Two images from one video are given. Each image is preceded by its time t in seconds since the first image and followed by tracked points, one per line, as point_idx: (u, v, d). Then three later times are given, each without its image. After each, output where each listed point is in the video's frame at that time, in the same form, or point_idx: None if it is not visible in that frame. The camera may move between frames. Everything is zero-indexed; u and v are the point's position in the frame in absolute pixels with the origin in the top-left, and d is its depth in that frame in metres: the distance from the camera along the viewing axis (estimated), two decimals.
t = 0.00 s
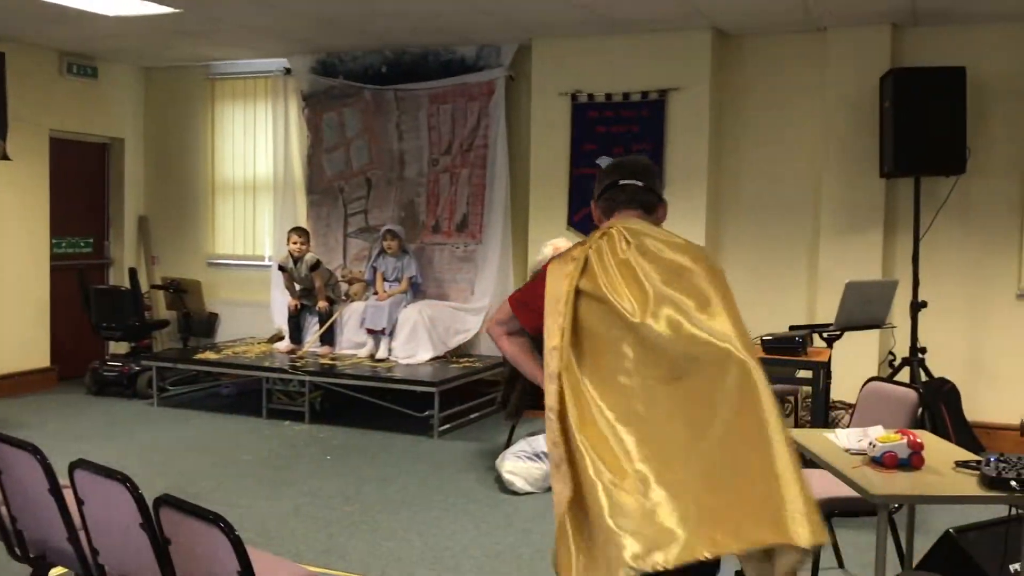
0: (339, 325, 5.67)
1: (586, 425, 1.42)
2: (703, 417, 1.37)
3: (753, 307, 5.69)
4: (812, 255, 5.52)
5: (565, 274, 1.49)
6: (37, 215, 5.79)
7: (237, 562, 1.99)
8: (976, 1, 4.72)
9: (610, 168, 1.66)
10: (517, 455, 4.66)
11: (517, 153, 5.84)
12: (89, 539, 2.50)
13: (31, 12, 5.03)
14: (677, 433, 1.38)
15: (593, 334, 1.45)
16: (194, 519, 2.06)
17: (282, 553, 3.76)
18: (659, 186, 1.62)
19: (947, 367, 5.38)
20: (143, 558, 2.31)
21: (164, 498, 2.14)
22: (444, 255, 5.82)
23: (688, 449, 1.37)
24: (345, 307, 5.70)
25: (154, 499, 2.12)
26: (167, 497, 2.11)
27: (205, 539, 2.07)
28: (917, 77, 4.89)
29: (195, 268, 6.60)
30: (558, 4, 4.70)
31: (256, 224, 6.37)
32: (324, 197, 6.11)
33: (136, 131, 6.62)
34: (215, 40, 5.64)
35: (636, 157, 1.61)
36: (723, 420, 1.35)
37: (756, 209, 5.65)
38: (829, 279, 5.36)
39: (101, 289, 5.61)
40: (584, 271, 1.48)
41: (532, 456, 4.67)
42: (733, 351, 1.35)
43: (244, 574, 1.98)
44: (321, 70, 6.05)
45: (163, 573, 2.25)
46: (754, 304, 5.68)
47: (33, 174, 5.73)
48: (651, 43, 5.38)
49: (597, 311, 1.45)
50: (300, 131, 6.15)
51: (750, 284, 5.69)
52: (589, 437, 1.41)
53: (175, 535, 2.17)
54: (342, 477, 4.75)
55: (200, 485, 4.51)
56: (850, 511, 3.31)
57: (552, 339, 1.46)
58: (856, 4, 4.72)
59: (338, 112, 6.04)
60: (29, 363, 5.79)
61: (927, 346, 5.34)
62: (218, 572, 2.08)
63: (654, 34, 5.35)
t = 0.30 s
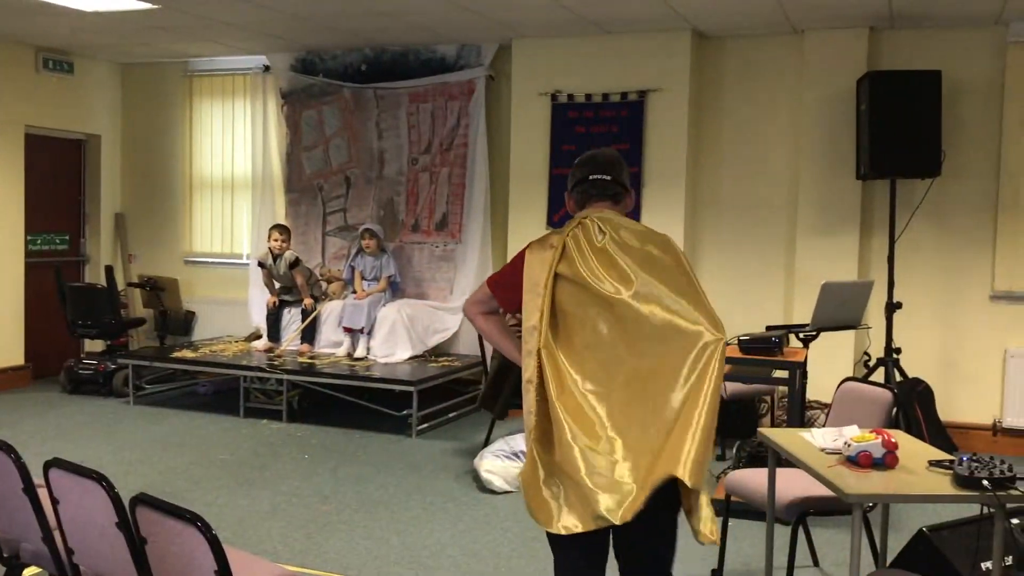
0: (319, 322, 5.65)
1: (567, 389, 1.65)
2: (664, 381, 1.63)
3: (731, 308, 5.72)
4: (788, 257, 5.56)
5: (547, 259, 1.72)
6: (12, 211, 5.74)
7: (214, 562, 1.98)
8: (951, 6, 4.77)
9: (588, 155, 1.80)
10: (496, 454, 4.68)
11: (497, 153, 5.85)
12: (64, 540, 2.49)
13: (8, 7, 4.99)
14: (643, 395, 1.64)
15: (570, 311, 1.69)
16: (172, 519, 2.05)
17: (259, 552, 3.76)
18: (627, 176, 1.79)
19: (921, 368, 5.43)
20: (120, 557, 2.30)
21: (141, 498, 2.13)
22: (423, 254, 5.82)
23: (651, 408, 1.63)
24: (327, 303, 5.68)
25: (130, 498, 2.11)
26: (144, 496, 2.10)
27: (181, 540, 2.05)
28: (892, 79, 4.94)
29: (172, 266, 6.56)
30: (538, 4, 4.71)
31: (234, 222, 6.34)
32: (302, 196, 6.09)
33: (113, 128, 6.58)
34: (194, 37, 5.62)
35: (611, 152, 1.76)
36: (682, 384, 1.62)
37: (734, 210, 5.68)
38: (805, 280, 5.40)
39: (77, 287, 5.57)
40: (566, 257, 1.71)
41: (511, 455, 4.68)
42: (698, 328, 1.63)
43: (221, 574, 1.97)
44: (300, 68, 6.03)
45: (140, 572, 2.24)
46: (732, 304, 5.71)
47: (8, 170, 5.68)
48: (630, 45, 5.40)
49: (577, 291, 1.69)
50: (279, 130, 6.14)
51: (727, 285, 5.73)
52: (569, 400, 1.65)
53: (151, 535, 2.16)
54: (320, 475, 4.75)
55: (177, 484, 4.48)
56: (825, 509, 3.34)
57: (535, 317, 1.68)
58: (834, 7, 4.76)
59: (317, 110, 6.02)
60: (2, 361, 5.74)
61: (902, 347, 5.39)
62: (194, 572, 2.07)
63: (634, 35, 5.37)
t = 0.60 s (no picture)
0: (299, 322, 5.63)
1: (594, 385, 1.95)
2: (673, 367, 2.02)
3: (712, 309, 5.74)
4: (767, 258, 5.60)
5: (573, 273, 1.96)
6: None
7: (194, 562, 1.96)
8: (931, 8, 4.80)
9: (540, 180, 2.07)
10: (476, 454, 4.65)
11: (478, 153, 5.85)
12: (39, 540, 2.47)
13: None
14: (645, 387, 2.00)
15: (599, 317, 1.97)
16: (151, 519, 2.03)
17: (237, 551, 3.74)
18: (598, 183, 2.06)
19: (899, 369, 5.48)
20: (98, 558, 2.28)
21: (119, 497, 2.11)
22: (404, 253, 5.81)
23: (657, 397, 2.01)
24: (307, 303, 5.66)
25: (109, 498, 2.09)
26: (123, 496, 2.08)
27: (160, 540, 2.04)
28: (871, 81, 4.97)
29: (151, 264, 6.52)
30: (519, 3, 4.70)
31: (213, 221, 6.31)
32: (282, 195, 6.07)
33: (91, 125, 6.53)
34: (173, 33, 5.57)
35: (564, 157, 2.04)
36: (681, 378, 2.02)
37: (715, 211, 5.71)
38: (785, 281, 5.43)
39: (53, 285, 5.52)
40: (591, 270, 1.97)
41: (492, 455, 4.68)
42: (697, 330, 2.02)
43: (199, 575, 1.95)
44: (281, 66, 6.00)
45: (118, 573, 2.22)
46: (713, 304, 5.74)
47: None
48: (611, 46, 5.40)
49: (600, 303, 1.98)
50: (259, 128, 6.11)
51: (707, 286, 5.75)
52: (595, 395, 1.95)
53: (129, 535, 2.14)
54: (299, 475, 4.74)
55: (155, 484, 4.45)
56: (803, 508, 3.36)
57: (571, 326, 1.93)
58: (815, 9, 4.78)
59: (298, 108, 6.00)
60: None
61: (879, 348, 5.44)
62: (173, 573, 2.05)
63: (617, 35, 5.37)
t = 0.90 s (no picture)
0: (281, 324, 5.61)
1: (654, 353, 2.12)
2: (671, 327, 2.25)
3: (694, 311, 5.77)
4: (748, 261, 5.63)
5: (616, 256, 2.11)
6: None
7: (174, 563, 1.96)
8: (908, 13, 4.85)
9: (530, 172, 2.18)
10: (459, 455, 4.63)
11: (462, 154, 5.85)
12: (19, 543, 2.46)
13: None
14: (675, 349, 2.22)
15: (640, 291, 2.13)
16: (129, 520, 2.02)
17: (216, 553, 3.74)
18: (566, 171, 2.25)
19: (879, 370, 5.53)
20: (77, 559, 2.27)
21: (98, 499, 2.10)
22: (387, 254, 5.81)
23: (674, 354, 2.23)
24: (289, 304, 5.63)
25: (88, 499, 2.08)
26: (101, 497, 2.07)
27: (139, 542, 2.03)
28: (850, 85, 5.01)
29: (132, 265, 6.49)
30: (501, 6, 4.72)
31: (195, 221, 6.29)
32: (265, 196, 6.05)
33: (72, 126, 6.49)
34: (154, 33, 5.55)
35: (554, 154, 2.20)
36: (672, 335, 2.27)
37: (698, 213, 5.74)
38: (766, 283, 5.47)
39: (33, 287, 5.49)
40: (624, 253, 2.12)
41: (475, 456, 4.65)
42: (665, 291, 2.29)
43: None
44: (263, 67, 5.99)
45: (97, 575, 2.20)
46: (695, 306, 5.76)
47: None
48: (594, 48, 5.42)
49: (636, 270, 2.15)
50: (241, 129, 6.09)
51: (689, 288, 5.78)
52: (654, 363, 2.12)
53: (108, 537, 2.13)
54: (281, 476, 4.73)
55: (136, 486, 4.43)
56: (783, 509, 3.38)
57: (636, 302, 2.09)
58: (795, 13, 4.82)
59: (281, 109, 5.98)
60: None
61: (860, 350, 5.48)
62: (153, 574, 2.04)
63: (599, 38, 5.39)
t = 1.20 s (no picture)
0: (268, 326, 5.59)
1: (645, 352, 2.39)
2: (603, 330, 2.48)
3: (683, 312, 5.78)
4: (737, 263, 5.65)
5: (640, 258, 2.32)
6: None
7: (162, 566, 1.94)
8: (895, 16, 4.87)
9: (572, 166, 2.30)
10: (447, 457, 4.63)
11: (450, 157, 5.85)
12: (5, 546, 2.45)
13: None
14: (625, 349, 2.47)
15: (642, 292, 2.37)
16: (116, 523, 2.01)
17: (204, 556, 3.72)
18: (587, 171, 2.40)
19: (866, 371, 5.55)
20: (64, 562, 2.26)
21: (84, 502, 2.08)
22: (376, 256, 5.80)
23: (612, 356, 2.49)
24: (276, 307, 5.60)
25: (74, 502, 2.06)
26: (87, 500, 2.05)
27: (127, 545, 2.01)
28: (837, 87, 5.03)
29: (119, 267, 6.47)
30: (488, 7, 4.73)
31: (182, 223, 6.27)
32: (253, 197, 6.04)
33: (58, 127, 6.47)
34: (141, 34, 5.53)
35: (589, 153, 2.35)
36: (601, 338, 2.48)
37: (686, 214, 5.76)
38: (754, 285, 5.49)
39: (18, 288, 5.47)
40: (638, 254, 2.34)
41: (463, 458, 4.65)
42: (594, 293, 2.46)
43: None
44: (251, 68, 5.98)
45: None
46: (683, 308, 5.78)
47: None
48: (583, 50, 5.42)
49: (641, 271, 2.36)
50: (229, 131, 6.07)
51: (678, 290, 5.80)
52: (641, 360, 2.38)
53: (94, 540, 2.12)
54: (268, 478, 4.72)
55: (122, 488, 4.41)
56: (771, 510, 3.39)
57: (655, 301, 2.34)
58: (782, 16, 4.84)
59: (268, 110, 5.97)
60: None
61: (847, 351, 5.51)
62: None
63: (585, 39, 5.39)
